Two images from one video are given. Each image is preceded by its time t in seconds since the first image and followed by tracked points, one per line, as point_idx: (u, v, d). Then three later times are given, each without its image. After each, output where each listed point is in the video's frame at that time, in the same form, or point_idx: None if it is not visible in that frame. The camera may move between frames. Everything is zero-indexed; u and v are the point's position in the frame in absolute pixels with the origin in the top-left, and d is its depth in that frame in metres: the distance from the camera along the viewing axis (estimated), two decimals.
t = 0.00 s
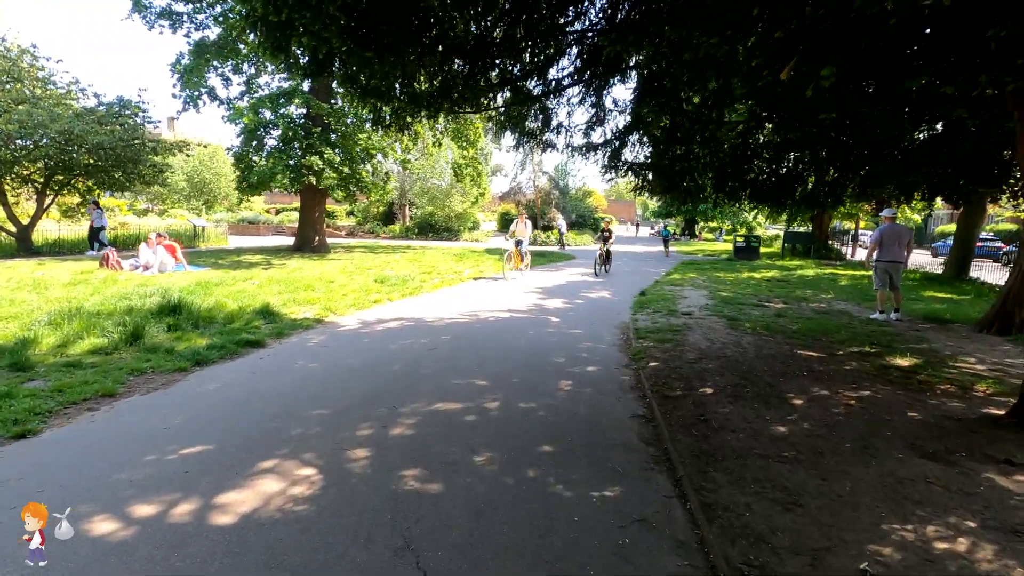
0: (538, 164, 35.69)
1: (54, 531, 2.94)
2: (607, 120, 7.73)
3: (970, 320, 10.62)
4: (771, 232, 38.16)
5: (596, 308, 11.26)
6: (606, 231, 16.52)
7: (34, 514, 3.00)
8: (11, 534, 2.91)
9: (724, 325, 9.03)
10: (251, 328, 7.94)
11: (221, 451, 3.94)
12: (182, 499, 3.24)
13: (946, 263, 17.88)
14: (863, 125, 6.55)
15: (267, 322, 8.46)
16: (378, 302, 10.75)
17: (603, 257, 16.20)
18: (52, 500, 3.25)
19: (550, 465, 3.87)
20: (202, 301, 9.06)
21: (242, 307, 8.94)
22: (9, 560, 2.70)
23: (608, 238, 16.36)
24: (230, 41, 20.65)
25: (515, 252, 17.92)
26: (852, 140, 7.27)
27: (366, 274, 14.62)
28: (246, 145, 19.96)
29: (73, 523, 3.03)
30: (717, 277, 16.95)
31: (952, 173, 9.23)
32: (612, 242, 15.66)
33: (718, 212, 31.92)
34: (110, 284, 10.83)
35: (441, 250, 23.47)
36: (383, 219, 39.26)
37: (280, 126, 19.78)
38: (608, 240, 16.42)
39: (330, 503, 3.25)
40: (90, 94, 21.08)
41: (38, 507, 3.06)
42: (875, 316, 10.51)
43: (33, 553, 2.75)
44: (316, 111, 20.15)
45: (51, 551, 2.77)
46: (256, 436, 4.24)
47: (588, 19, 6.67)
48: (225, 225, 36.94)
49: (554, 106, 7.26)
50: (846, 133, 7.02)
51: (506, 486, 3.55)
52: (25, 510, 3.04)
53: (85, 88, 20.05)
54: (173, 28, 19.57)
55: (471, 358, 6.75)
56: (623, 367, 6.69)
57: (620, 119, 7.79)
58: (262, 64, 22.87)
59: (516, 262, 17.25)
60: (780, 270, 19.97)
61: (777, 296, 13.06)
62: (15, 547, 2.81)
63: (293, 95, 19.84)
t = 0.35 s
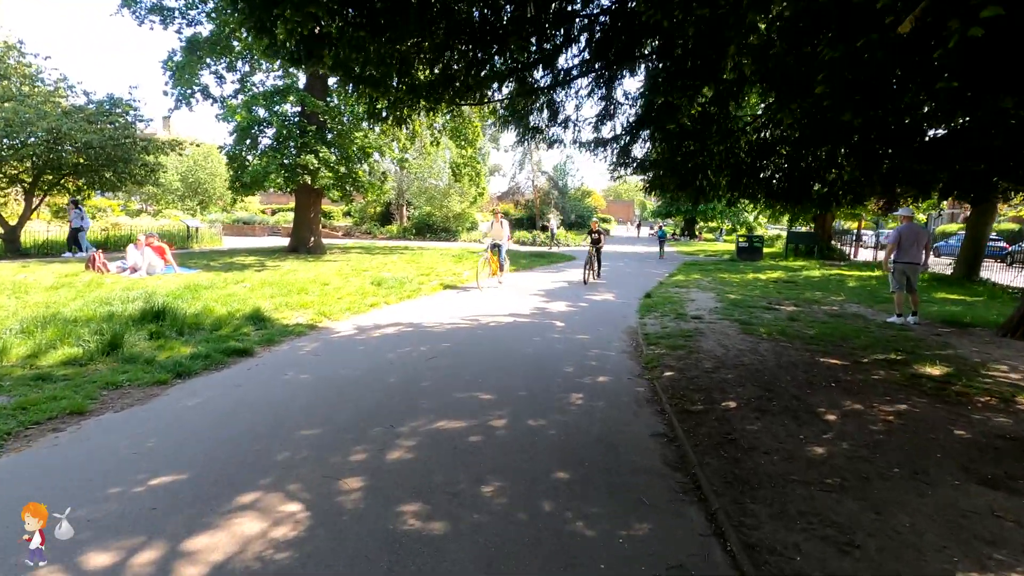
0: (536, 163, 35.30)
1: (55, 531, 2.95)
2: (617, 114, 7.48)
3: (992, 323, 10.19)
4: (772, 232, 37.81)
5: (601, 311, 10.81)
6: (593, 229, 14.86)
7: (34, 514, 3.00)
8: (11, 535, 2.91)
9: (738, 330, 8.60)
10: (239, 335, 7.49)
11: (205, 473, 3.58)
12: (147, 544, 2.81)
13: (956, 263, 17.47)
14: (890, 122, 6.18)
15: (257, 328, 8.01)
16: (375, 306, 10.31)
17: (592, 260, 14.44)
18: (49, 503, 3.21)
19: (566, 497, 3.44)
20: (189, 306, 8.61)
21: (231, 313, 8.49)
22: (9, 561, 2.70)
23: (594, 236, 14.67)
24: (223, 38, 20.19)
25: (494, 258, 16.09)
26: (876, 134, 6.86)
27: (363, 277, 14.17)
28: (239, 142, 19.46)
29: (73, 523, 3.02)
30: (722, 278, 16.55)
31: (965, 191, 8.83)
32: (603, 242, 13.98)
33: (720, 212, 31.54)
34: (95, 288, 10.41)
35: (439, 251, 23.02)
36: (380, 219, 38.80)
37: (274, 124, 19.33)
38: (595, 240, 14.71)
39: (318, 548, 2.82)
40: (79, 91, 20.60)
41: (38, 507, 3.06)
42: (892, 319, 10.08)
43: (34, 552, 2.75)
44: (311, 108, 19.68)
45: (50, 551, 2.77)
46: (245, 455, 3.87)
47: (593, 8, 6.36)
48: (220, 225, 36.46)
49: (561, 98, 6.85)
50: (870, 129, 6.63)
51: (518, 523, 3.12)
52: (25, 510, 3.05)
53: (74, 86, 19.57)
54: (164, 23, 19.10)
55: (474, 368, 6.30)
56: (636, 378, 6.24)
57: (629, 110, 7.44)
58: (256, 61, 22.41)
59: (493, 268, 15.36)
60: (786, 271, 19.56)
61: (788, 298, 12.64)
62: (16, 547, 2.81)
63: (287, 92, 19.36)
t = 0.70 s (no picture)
0: (534, 163, 35.03)
1: (54, 531, 2.97)
2: (622, 110, 7.16)
3: (1007, 328, 9.84)
4: (771, 233, 37.56)
5: (603, 315, 10.43)
6: (578, 233, 13.27)
7: (34, 514, 3.05)
8: (12, 535, 2.94)
9: (747, 337, 8.23)
10: (222, 343, 7.09)
11: (190, 494, 3.37)
12: None
13: (961, 265, 17.18)
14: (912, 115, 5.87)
15: (242, 335, 7.60)
16: (367, 310, 9.90)
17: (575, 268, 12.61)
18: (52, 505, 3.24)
19: (577, 535, 3.06)
20: (171, 311, 8.19)
21: (215, 319, 8.07)
22: (9, 560, 2.72)
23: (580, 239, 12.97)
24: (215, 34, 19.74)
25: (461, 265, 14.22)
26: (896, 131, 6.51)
27: (356, 279, 13.73)
28: (230, 140, 19.01)
29: (73, 523, 3.05)
30: (725, 281, 16.21)
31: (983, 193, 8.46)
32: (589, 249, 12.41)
33: (719, 213, 31.28)
34: (77, 291, 10.00)
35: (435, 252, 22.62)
36: (376, 219, 38.38)
37: (266, 122, 18.86)
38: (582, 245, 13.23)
39: None
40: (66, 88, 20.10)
41: (38, 508, 3.10)
42: (904, 325, 9.73)
43: (34, 552, 2.78)
44: (304, 106, 19.25)
45: (50, 551, 2.78)
46: (219, 482, 3.53)
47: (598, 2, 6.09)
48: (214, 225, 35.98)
49: (564, 92, 6.54)
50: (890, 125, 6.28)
51: (524, 567, 2.76)
52: (25, 510, 3.09)
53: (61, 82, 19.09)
54: (154, 19, 18.65)
55: (472, 380, 5.90)
56: (644, 391, 5.84)
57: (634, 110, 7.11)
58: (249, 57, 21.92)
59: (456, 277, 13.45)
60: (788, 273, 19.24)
61: (794, 302, 12.29)
62: (17, 547, 2.84)
63: (280, 89, 18.89)
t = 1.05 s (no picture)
0: (529, 162, 34.56)
1: (54, 531, 2.94)
2: (617, 100, 6.73)
3: (1018, 331, 9.45)
4: (767, 233, 37.27)
5: (598, 318, 9.99)
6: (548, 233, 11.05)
7: (34, 514, 3.02)
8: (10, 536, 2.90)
9: (749, 341, 7.81)
10: (188, 349, 6.61)
11: (172, 501, 3.24)
12: None
13: (964, 265, 16.80)
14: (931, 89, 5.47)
15: (213, 340, 7.11)
16: (351, 312, 9.44)
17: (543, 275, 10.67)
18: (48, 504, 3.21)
19: None
20: (137, 315, 7.70)
21: (186, 322, 7.59)
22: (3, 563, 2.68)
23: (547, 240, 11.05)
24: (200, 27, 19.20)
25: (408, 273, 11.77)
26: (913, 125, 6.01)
27: (344, 279, 13.26)
28: (215, 136, 18.50)
29: (73, 523, 3.02)
30: (723, 281, 15.82)
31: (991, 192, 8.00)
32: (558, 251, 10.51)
33: (716, 212, 30.90)
34: (47, 292, 9.52)
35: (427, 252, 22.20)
36: (369, 218, 37.89)
37: (253, 118, 18.32)
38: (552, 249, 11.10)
39: None
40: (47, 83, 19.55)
41: (38, 507, 3.08)
42: (911, 328, 9.32)
43: (34, 552, 2.76)
44: (292, 101, 18.72)
45: (49, 550, 2.78)
46: (156, 514, 3.11)
47: None
48: (204, 224, 35.50)
49: (554, 82, 6.27)
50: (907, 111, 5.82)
51: None
52: (25, 510, 3.07)
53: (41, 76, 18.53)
54: (138, 11, 18.11)
55: (455, 390, 5.46)
56: (641, 401, 5.39)
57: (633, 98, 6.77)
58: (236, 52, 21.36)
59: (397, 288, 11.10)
60: (786, 274, 18.90)
61: (795, 303, 11.88)
62: (15, 547, 2.81)
63: (267, 84, 18.35)
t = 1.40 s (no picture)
0: (524, 160, 34.13)
1: (54, 531, 2.93)
2: (612, 92, 6.33)
3: None
4: (763, 232, 37.00)
5: (592, 321, 9.57)
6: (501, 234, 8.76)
7: (34, 514, 3.02)
8: (11, 535, 2.90)
9: (751, 347, 7.40)
10: (152, 357, 6.15)
11: (148, 514, 3.11)
12: None
13: (966, 266, 16.47)
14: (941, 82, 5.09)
15: (181, 347, 6.65)
16: (332, 316, 8.97)
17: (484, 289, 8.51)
18: (53, 499, 3.24)
19: None
20: (100, 320, 7.22)
21: (153, 328, 7.12)
22: (9, 559, 2.69)
23: (501, 244, 9.04)
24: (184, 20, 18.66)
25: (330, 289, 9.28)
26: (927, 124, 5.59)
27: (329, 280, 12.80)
28: (200, 133, 17.98)
29: (73, 523, 3.01)
30: (720, 282, 15.43)
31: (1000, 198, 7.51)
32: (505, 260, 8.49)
33: (712, 211, 30.58)
34: (12, 295, 9.03)
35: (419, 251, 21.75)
36: (362, 217, 37.37)
37: (238, 114, 17.80)
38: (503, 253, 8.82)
39: None
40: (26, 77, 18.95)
41: (38, 508, 3.07)
42: (917, 332, 8.93)
43: (33, 552, 2.75)
44: (279, 97, 18.19)
45: (49, 551, 2.77)
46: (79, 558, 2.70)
47: None
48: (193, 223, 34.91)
49: (544, 70, 5.87)
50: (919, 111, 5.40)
51: None
52: (25, 510, 3.06)
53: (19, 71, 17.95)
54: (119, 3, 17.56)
55: (435, 404, 5.01)
56: (637, 416, 4.97)
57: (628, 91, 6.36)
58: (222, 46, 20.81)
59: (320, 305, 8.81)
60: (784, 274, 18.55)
61: (796, 306, 11.49)
62: (15, 547, 2.80)
63: (252, 79, 17.81)
